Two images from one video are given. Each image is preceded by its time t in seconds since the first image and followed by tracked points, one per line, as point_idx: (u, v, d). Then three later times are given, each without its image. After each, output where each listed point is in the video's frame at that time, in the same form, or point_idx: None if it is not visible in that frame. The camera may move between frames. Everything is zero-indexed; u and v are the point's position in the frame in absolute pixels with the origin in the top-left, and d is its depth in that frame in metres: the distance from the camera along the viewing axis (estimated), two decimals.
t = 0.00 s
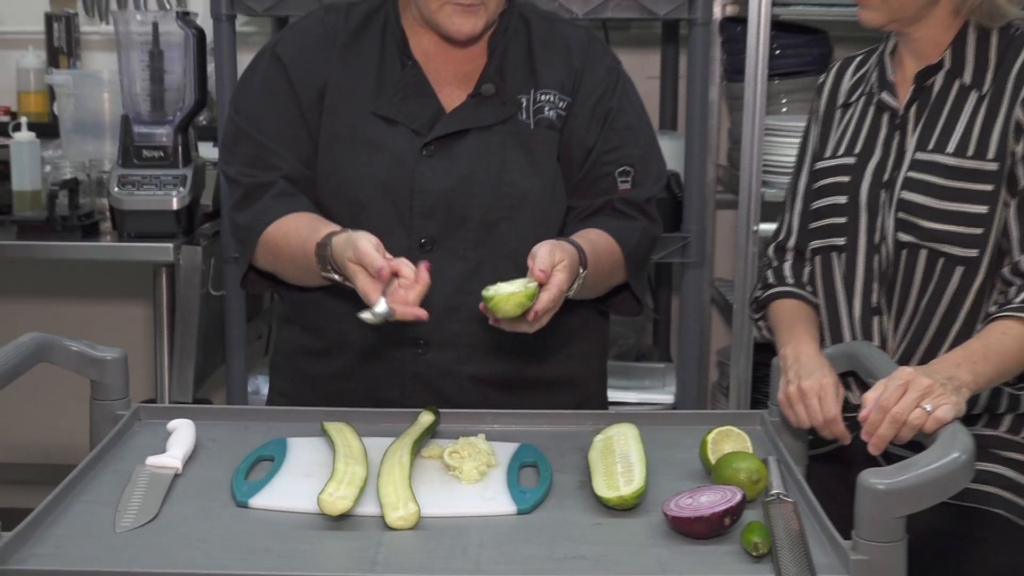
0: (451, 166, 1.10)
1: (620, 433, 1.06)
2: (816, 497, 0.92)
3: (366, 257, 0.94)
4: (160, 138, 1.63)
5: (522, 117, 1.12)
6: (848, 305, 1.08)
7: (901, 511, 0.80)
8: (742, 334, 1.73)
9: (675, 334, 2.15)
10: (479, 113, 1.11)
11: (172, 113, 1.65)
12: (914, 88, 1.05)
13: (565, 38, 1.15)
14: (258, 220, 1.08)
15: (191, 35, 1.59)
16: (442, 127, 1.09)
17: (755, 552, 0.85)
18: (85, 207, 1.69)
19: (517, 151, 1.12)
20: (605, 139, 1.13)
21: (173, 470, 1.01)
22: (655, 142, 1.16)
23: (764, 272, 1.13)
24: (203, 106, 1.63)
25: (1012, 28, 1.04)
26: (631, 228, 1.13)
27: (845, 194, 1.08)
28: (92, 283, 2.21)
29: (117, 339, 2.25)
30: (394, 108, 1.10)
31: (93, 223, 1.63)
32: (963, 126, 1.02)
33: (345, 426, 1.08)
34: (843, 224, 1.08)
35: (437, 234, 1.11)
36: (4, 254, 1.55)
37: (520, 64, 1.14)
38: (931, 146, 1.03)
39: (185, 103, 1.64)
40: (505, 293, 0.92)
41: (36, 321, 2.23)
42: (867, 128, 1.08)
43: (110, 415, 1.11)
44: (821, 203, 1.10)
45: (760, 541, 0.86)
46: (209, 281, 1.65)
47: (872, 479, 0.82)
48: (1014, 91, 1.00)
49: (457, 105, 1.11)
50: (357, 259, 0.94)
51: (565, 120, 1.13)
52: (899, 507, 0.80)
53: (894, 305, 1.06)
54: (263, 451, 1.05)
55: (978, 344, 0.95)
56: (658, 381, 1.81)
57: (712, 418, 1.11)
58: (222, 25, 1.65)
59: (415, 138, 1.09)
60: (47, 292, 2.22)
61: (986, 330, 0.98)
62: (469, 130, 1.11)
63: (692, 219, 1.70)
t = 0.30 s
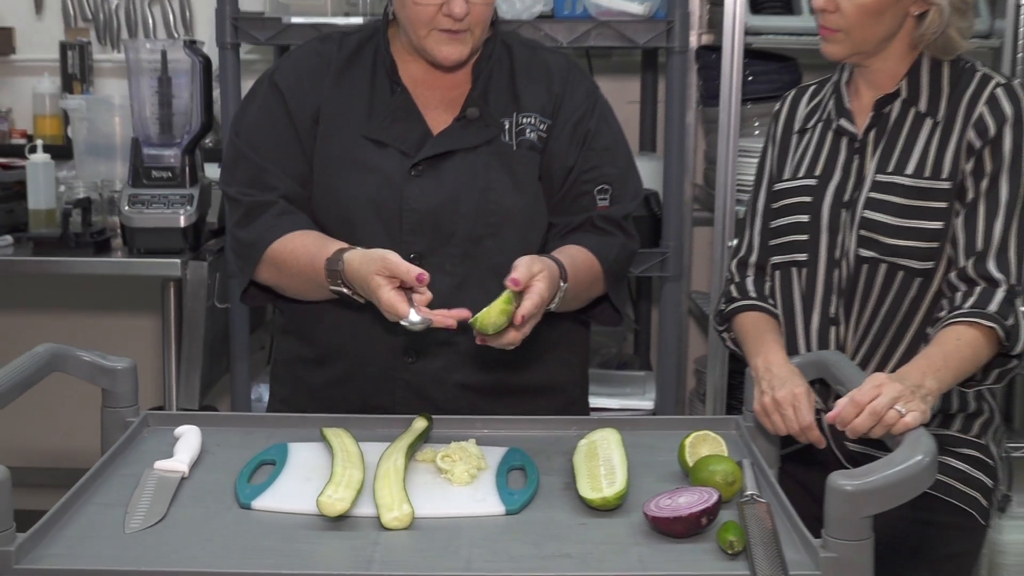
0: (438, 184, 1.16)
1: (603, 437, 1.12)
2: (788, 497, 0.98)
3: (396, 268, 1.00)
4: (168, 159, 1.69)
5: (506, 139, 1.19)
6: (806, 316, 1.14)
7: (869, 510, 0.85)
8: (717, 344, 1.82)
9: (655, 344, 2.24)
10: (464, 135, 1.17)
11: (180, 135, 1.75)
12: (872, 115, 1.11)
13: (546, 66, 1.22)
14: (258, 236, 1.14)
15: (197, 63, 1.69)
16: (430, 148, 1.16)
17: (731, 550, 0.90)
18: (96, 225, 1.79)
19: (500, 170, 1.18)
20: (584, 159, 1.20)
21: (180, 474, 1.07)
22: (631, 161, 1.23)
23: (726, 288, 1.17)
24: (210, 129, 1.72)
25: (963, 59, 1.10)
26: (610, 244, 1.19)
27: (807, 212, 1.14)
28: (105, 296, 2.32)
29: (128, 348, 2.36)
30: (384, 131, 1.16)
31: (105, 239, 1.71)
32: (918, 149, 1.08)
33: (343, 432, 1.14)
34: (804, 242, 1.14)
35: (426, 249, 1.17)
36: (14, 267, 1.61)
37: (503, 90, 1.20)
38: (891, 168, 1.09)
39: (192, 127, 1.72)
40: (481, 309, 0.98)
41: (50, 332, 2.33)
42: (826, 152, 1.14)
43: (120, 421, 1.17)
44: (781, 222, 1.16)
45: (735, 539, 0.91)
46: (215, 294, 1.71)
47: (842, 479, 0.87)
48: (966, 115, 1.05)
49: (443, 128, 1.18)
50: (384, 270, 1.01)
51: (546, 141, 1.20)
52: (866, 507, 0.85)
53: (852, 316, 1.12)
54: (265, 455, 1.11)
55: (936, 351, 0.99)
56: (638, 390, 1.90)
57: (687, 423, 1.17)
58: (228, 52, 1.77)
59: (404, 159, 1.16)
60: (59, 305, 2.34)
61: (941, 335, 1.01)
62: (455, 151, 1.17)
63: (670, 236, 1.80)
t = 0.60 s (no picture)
0: (433, 202, 1.23)
1: (591, 442, 1.19)
2: (766, 497, 1.04)
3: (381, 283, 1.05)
4: (181, 179, 1.78)
5: (497, 159, 1.25)
6: (777, 327, 1.22)
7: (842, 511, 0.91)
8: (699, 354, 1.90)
9: (640, 353, 2.32)
10: (457, 155, 1.24)
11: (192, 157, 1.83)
12: (838, 139, 1.19)
13: (531, 89, 1.29)
14: (265, 253, 1.21)
15: (208, 90, 1.76)
16: (425, 169, 1.23)
17: (711, 548, 0.96)
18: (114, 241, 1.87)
19: (491, 187, 1.25)
20: (568, 176, 1.27)
21: (191, 477, 1.13)
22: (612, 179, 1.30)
23: (703, 304, 1.25)
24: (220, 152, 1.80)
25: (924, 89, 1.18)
26: (587, 254, 1.24)
27: (778, 230, 1.21)
28: (119, 309, 2.43)
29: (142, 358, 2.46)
30: (381, 153, 1.23)
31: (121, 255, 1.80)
32: (883, 171, 1.15)
33: (345, 438, 1.20)
34: (775, 257, 1.21)
35: (423, 263, 1.24)
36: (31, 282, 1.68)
37: (492, 112, 1.28)
38: (857, 189, 1.16)
39: (203, 148, 1.80)
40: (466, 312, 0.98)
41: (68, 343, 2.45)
42: (795, 174, 1.22)
43: (135, 428, 1.23)
44: (753, 239, 1.23)
45: (716, 539, 0.97)
46: (225, 307, 1.78)
47: (817, 482, 0.92)
48: (928, 138, 1.13)
49: (437, 150, 1.25)
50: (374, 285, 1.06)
51: (533, 160, 1.26)
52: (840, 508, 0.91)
53: (820, 326, 1.19)
54: (272, 460, 1.17)
55: (906, 361, 1.06)
56: (624, 396, 1.97)
57: (670, 428, 1.24)
58: (236, 79, 1.85)
59: (402, 179, 1.23)
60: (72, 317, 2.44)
61: (910, 347, 1.08)
62: (448, 171, 1.24)
63: (655, 252, 1.89)
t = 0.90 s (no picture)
0: (427, 218, 1.30)
1: (582, 446, 1.26)
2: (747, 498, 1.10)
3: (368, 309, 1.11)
4: (194, 199, 1.87)
5: (485, 174, 1.33)
6: (757, 338, 1.29)
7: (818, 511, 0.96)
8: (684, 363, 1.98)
9: (629, 362, 2.39)
10: (447, 174, 1.32)
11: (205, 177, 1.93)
12: (815, 160, 1.26)
13: (512, 107, 1.37)
14: (272, 270, 1.27)
15: (221, 114, 1.88)
16: (418, 187, 1.30)
17: (695, 546, 1.02)
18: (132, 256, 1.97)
19: (480, 202, 1.33)
20: (547, 188, 1.34)
21: (203, 480, 1.20)
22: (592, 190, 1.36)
23: (688, 315, 1.33)
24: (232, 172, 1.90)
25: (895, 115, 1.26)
26: (562, 262, 1.30)
27: (756, 245, 1.29)
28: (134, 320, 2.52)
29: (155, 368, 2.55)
30: (376, 176, 1.31)
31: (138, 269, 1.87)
32: (856, 190, 1.22)
33: (350, 442, 1.27)
34: (753, 271, 1.29)
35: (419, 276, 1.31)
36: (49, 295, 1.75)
37: (479, 132, 1.35)
38: (832, 207, 1.23)
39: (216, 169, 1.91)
40: (455, 306, 1.02)
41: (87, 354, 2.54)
42: (773, 193, 1.29)
43: (150, 433, 1.30)
44: (733, 254, 1.31)
45: (701, 537, 1.03)
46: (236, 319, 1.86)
47: (795, 483, 0.97)
48: (901, 161, 1.19)
49: (428, 169, 1.33)
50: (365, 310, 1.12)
51: (517, 173, 1.34)
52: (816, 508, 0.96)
53: (795, 335, 1.26)
54: (280, 463, 1.24)
55: (878, 369, 1.12)
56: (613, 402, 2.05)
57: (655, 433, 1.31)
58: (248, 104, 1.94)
59: (395, 199, 1.30)
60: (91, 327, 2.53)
61: (883, 356, 1.14)
62: (439, 189, 1.31)
63: (642, 266, 1.96)
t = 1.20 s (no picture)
0: (423, 230, 1.38)
1: (574, 446, 1.33)
2: (730, 494, 1.16)
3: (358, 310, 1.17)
4: (209, 213, 1.95)
5: (476, 187, 1.41)
6: (740, 344, 1.37)
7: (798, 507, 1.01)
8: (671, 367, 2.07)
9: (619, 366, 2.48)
10: (440, 188, 1.39)
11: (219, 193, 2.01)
12: (795, 177, 1.34)
13: (503, 125, 1.45)
14: (279, 278, 1.35)
15: (234, 132, 1.98)
16: (413, 201, 1.38)
17: (682, 541, 1.07)
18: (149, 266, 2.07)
19: (473, 214, 1.40)
20: (536, 200, 1.42)
21: (217, 477, 1.27)
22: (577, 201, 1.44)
23: (676, 322, 1.41)
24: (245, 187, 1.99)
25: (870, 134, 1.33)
26: (554, 266, 1.38)
27: (738, 256, 1.36)
28: (152, 326, 2.62)
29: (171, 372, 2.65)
30: (372, 191, 1.38)
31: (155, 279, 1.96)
32: (834, 206, 1.30)
33: (356, 442, 1.35)
34: (737, 281, 1.37)
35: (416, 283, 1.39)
36: (72, 304, 1.84)
37: (469, 149, 1.43)
38: (812, 221, 1.31)
39: (229, 183, 1.99)
40: (444, 304, 1.10)
41: (105, 358, 2.64)
42: (756, 208, 1.37)
43: (166, 433, 1.37)
44: (718, 265, 1.39)
45: (687, 532, 1.08)
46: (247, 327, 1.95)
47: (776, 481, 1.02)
48: (876, 177, 1.27)
49: (422, 184, 1.40)
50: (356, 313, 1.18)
51: (507, 185, 1.42)
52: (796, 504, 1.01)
53: (776, 342, 1.34)
54: (290, 462, 1.31)
55: (855, 375, 1.19)
56: (604, 404, 2.14)
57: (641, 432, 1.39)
58: (258, 124, 2.01)
59: (391, 213, 1.38)
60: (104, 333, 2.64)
61: (860, 362, 1.22)
62: (434, 202, 1.39)
63: (630, 275, 2.05)
